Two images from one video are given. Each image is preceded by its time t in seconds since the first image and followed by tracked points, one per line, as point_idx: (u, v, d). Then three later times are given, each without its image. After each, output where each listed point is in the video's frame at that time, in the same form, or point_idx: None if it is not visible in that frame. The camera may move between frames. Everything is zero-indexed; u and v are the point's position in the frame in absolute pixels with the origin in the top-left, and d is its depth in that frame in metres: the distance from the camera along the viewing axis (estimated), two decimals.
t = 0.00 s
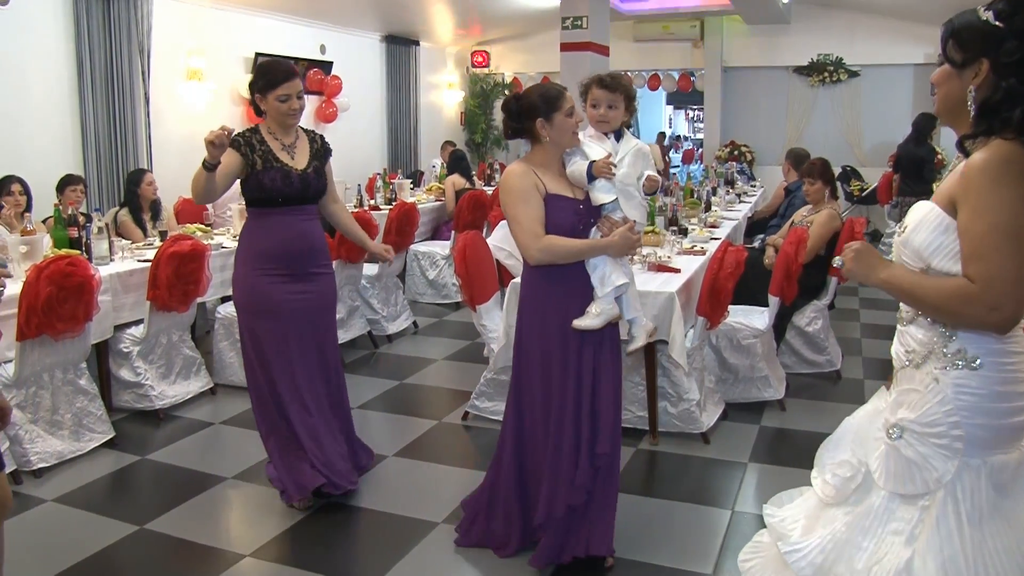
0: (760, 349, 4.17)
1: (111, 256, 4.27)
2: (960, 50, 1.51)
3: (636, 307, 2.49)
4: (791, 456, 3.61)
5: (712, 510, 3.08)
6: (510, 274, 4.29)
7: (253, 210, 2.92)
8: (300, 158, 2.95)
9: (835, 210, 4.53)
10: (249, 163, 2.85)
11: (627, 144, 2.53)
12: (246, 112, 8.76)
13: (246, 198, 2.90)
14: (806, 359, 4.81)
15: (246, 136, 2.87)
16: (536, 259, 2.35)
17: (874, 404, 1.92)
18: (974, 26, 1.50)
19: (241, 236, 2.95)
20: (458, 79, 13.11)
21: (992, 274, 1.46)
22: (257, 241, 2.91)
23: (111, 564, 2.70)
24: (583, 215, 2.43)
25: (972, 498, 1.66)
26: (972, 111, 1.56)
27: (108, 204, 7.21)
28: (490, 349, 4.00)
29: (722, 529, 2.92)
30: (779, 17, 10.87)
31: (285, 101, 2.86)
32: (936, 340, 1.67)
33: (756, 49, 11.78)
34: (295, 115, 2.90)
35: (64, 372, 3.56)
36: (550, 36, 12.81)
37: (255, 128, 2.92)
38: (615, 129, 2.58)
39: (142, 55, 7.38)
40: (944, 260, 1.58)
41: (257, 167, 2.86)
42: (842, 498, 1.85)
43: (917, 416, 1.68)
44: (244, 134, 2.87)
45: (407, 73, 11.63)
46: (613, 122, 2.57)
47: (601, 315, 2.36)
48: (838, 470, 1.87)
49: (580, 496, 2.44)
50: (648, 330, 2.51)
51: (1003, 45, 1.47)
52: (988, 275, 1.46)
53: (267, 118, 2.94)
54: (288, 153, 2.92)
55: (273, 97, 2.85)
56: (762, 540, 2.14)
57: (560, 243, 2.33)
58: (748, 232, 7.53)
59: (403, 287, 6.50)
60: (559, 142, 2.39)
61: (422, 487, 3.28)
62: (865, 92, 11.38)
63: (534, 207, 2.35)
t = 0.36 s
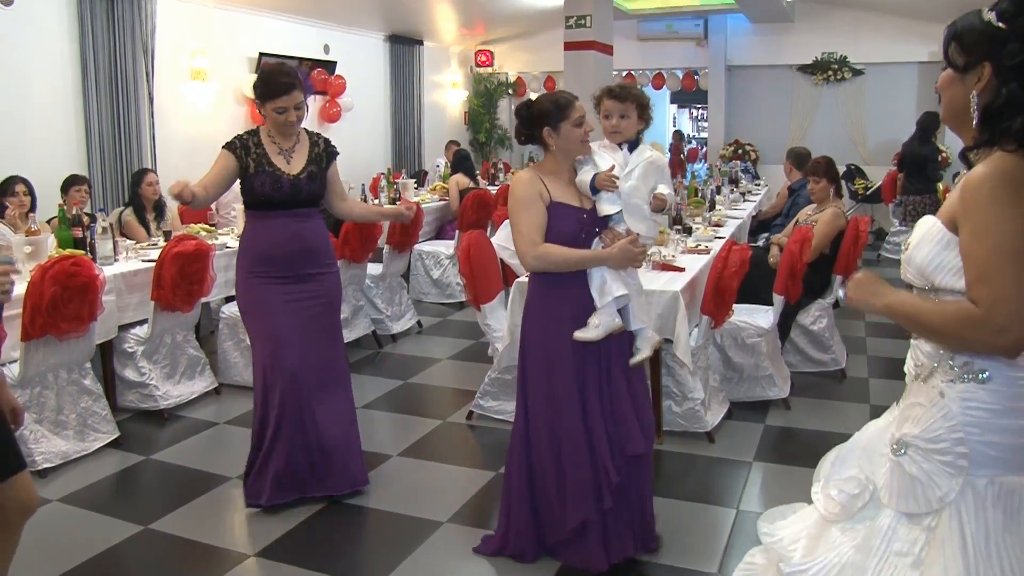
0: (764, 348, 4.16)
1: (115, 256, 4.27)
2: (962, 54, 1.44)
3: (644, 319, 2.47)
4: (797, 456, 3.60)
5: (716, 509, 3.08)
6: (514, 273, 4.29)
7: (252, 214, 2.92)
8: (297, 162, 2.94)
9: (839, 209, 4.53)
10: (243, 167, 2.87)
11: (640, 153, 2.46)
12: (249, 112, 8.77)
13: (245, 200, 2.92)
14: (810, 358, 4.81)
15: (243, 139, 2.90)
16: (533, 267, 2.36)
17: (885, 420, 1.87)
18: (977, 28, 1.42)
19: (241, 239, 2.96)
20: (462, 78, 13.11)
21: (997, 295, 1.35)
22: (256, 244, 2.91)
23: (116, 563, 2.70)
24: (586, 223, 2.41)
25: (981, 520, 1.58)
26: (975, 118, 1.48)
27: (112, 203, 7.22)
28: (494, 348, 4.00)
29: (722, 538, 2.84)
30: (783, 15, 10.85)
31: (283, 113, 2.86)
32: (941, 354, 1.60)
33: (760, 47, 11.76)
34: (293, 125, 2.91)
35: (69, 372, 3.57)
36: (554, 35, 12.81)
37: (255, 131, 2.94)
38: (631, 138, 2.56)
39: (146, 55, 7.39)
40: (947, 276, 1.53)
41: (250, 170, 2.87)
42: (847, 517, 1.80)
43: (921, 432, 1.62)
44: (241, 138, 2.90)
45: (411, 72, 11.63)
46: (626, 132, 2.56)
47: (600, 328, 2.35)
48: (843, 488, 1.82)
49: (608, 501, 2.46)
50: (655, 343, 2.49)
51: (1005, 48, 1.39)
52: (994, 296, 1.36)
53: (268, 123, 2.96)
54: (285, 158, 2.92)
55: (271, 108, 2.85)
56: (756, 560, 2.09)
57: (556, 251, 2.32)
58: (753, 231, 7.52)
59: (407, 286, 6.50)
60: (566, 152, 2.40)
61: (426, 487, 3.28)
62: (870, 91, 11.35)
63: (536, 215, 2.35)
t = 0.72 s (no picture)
0: (764, 345, 4.16)
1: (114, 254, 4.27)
2: (962, 38, 1.39)
3: (680, 303, 2.45)
4: (797, 453, 3.60)
5: (716, 506, 3.07)
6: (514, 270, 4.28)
7: (235, 208, 2.90)
8: (279, 155, 2.92)
9: (839, 206, 4.52)
10: (225, 161, 2.86)
11: (657, 133, 2.37)
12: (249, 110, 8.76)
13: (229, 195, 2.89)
14: (810, 355, 4.80)
15: (224, 134, 2.88)
16: (553, 258, 2.47)
17: (880, 408, 1.74)
18: (977, 12, 1.37)
19: (219, 234, 2.92)
20: (462, 76, 13.11)
21: (990, 287, 1.31)
22: (236, 240, 2.88)
23: (115, 560, 2.70)
24: (605, 212, 2.45)
25: (971, 517, 1.48)
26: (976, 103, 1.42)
27: (112, 202, 7.22)
28: (494, 345, 4.00)
29: (720, 541, 2.79)
30: (783, 13, 10.84)
31: (264, 106, 2.81)
32: (935, 348, 1.51)
33: (760, 45, 11.75)
34: (275, 118, 2.86)
35: (68, 369, 3.56)
36: (554, 32, 12.80)
37: (236, 125, 2.92)
38: (653, 121, 2.40)
39: (145, 52, 7.38)
40: (941, 268, 1.44)
41: (232, 164, 2.85)
42: (841, 505, 1.67)
43: (915, 425, 1.51)
44: (223, 132, 2.89)
45: (411, 70, 11.63)
46: (650, 115, 2.39)
47: (612, 314, 2.37)
48: (838, 476, 1.69)
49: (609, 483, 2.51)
50: (692, 330, 2.43)
51: (1006, 30, 1.34)
52: (984, 287, 1.32)
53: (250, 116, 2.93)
54: (267, 151, 2.90)
55: (251, 102, 2.80)
56: (762, 546, 1.86)
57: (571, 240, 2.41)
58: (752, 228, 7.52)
59: (407, 283, 6.50)
60: (592, 147, 2.48)
61: (425, 484, 3.28)
62: (870, 88, 11.35)
63: (559, 209, 2.46)
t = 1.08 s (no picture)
0: (762, 343, 4.16)
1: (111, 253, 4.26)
2: (971, 46, 1.33)
3: (705, 311, 2.45)
4: (795, 450, 3.60)
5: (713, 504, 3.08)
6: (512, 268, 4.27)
7: (214, 214, 2.84)
8: (261, 158, 2.89)
9: (836, 204, 4.49)
10: (207, 168, 2.78)
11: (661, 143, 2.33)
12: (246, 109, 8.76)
13: (207, 202, 2.83)
14: (808, 353, 4.81)
15: (201, 139, 2.80)
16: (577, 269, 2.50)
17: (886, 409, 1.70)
18: (986, 19, 1.32)
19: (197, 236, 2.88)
20: (459, 74, 13.11)
21: (993, 297, 1.27)
22: (212, 242, 2.83)
23: (112, 560, 2.70)
24: (622, 223, 2.47)
25: (975, 517, 1.45)
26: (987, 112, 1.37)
27: (109, 201, 7.21)
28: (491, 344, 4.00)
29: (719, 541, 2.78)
30: (780, 10, 10.84)
31: (254, 95, 2.83)
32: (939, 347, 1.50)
33: (757, 43, 11.75)
34: (258, 115, 2.86)
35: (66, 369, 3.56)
36: (551, 30, 12.80)
37: (212, 130, 2.86)
38: (657, 129, 2.36)
39: (141, 51, 7.37)
40: (948, 272, 1.43)
41: (215, 171, 2.78)
42: (845, 506, 1.63)
43: (918, 423, 1.48)
44: (199, 138, 2.80)
45: (408, 68, 11.63)
46: (652, 123, 2.36)
47: (642, 325, 2.38)
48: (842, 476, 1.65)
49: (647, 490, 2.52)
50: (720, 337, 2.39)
51: (1018, 40, 1.29)
52: (987, 297, 1.28)
53: (228, 117, 2.88)
54: (248, 154, 2.86)
55: (241, 92, 2.80)
56: (762, 547, 1.81)
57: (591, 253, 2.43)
58: (750, 225, 7.53)
59: (405, 282, 6.50)
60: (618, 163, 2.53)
61: (423, 483, 3.28)
62: (867, 86, 11.35)
63: (584, 222, 2.52)
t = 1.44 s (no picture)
0: (762, 342, 4.17)
1: (111, 254, 4.26)
2: (1001, 37, 1.35)
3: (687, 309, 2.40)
4: (796, 449, 3.60)
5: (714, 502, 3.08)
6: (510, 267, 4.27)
7: (216, 214, 2.81)
8: (260, 154, 2.90)
9: (835, 201, 4.50)
10: (215, 163, 2.74)
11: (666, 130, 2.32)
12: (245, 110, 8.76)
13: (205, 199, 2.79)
14: (808, 351, 4.81)
15: (206, 134, 2.76)
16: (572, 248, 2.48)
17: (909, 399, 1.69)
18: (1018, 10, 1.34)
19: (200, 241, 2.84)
20: (458, 74, 13.11)
21: None
22: (219, 245, 2.79)
23: (113, 560, 2.71)
24: (618, 208, 2.47)
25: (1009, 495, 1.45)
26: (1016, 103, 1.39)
27: (109, 202, 7.21)
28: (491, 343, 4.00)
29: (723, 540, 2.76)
30: (779, 9, 10.84)
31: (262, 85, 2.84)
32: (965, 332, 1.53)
33: (756, 41, 11.75)
34: (255, 108, 2.85)
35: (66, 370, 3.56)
36: (550, 29, 12.79)
37: (211, 125, 2.82)
38: (661, 118, 2.35)
39: (140, 52, 7.37)
40: (977, 260, 1.44)
41: (224, 166, 2.75)
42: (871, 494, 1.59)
43: (949, 408, 1.50)
44: (202, 133, 2.77)
45: (407, 68, 11.62)
46: (654, 113, 2.35)
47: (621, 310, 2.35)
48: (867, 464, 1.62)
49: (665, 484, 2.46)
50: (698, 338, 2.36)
51: None
52: None
53: (229, 113, 2.85)
54: (250, 150, 2.86)
55: (251, 81, 2.81)
56: (781, 542, 1.78)
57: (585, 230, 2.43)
58: (750, 224, 7.54)
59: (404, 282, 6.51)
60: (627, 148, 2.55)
61: (425, 483, 3.28)
62: (866, 84, 11.34)
63: (585, 202, 2.53)
